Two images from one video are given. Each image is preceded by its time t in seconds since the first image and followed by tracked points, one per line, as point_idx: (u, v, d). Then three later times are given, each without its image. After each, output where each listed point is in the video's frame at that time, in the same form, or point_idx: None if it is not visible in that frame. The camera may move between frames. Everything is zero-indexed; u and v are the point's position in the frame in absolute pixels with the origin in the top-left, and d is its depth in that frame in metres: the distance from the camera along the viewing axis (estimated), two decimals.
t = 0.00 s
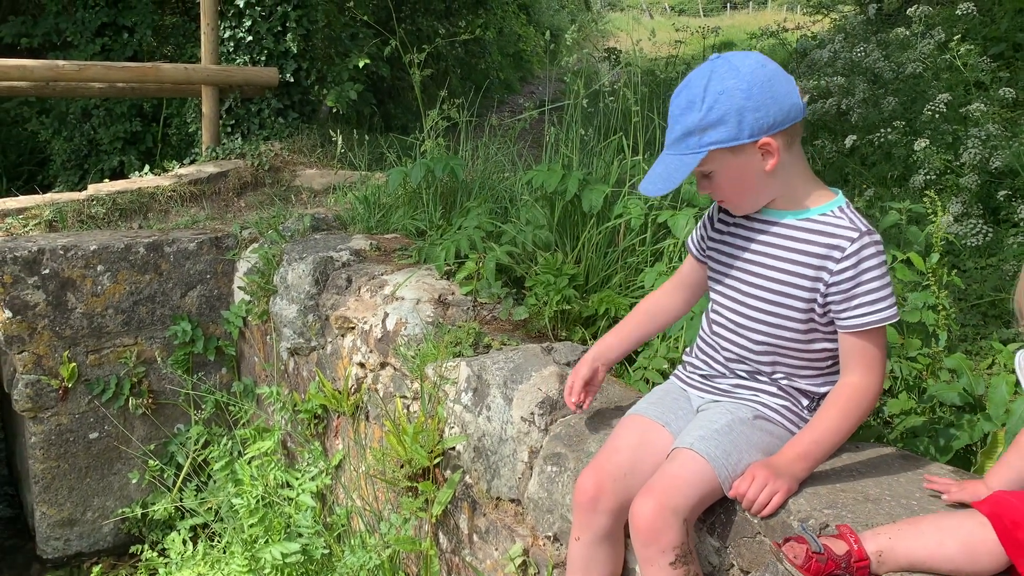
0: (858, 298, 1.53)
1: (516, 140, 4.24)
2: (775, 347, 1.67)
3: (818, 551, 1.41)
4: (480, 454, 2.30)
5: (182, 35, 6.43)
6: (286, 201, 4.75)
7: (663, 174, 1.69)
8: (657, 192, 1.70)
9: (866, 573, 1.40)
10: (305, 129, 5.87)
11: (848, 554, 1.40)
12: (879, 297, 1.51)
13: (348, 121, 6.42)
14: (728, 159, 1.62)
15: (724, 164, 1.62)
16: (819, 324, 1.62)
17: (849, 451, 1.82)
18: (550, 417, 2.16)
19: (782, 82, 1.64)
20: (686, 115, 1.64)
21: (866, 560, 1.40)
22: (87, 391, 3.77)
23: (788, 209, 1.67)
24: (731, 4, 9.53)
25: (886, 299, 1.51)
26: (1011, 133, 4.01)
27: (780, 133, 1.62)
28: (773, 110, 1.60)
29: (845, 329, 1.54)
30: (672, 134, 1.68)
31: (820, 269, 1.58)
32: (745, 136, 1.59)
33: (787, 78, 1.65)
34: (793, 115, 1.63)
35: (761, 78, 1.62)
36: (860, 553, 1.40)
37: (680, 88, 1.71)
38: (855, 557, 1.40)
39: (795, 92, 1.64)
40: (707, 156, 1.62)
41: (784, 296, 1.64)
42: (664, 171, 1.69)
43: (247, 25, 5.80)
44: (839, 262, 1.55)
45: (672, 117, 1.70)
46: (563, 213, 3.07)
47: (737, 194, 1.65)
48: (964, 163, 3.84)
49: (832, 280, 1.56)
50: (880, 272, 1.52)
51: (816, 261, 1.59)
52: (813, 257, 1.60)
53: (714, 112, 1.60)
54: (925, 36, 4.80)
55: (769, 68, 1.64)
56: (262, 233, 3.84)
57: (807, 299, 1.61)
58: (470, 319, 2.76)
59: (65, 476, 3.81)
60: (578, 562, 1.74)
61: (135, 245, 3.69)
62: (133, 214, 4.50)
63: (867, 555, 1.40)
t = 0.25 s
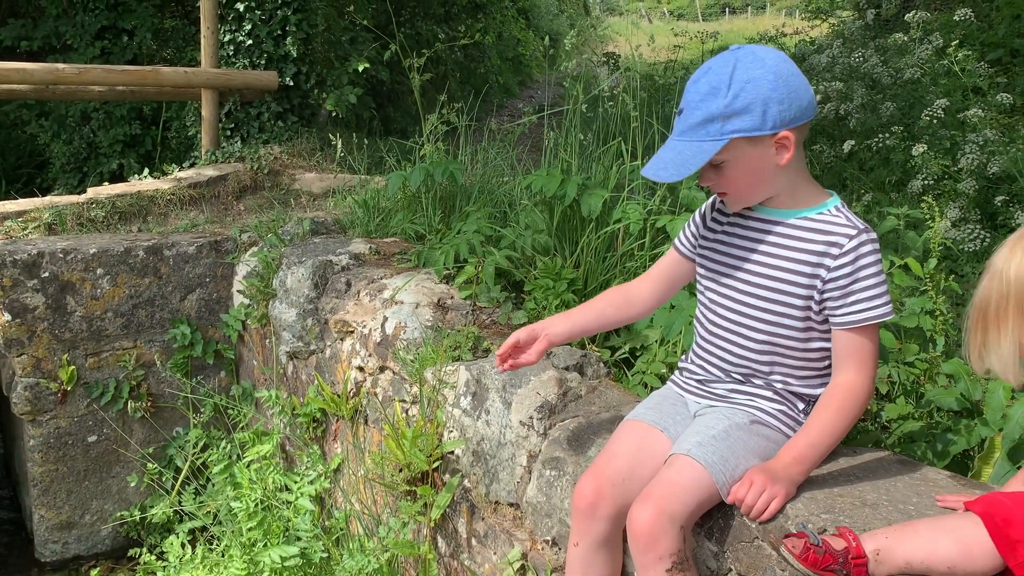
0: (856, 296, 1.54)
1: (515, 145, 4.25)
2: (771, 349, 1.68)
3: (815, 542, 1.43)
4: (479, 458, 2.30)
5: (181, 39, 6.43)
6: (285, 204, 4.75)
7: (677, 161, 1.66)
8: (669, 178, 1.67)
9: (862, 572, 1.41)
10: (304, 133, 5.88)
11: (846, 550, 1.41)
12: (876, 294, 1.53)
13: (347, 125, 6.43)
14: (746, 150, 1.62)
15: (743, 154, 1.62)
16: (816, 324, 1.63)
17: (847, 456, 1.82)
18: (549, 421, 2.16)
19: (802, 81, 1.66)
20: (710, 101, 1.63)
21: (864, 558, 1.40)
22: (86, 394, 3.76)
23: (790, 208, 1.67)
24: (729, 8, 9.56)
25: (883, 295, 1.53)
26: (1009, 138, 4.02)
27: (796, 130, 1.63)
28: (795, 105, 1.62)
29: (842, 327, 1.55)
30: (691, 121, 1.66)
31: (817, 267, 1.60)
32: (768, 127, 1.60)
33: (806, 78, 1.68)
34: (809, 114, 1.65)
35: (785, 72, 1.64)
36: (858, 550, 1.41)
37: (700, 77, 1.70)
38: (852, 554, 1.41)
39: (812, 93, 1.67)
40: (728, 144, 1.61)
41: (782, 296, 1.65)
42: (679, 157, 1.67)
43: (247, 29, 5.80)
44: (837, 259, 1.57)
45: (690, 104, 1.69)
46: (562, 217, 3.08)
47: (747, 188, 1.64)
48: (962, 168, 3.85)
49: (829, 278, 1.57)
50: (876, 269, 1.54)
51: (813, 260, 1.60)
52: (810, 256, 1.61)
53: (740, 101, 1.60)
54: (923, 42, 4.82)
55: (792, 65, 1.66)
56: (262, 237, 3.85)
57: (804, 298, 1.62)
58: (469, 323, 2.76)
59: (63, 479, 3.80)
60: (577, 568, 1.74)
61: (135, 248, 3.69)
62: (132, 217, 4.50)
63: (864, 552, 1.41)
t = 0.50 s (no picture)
0: (855, 300, 1.55)
1: (516, 149, 4.26)
2: (772, 353, 1.69)
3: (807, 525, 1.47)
4: (479, 462, 2.31)
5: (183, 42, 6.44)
6: (286, 208, 4.77)
7: (687, 164, 1.65)
8: (677, 181, 1.65)
9: (852, 562, 1.44)
10: (306, 136, 5.89)
11: (834, 536, 1.44)
12: (876, 299, 1.54)
13: (348, 128, 6.45)
14: (755, 153, 1.62)
15: (752, 157, 1.62)
16: (816, 328, 1.64)
17: (846, 460, 1.83)
18: (549, 425, 2.17)
19: (808, 86, 1.68)
20: (720, 104, 1.63)
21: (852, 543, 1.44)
22: (87, 396, 3.77)
23: (792, 213, 1.68)
24: (730, 13, 9.58)
25: (883, 300, 1.54)
26: (1009, 144, 4.03)
27: (802, 133, 1.64)
28: (802, 110, 1.63)
29: (843, 332, 1.56)
30: (700, 124, 1.66)
31: (817, 271, 1.61)
32: (777, 131, 1.61)
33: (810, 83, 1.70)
34: (813, 119, 1.67)
35: (793, 77, 1.65)
36: (847, 536, 1.44)
37: (707, 80, 1.70)
38: (840, 539, 1.44)
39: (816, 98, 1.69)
40: (739, 147, 1.61)
41: (782, 300, 1.66)
42: (688, 160, 1.66)
43: (249, 33, 5.83)
44: (838, 264, 1.58)
45: (699, 107, 1.68)
46: (563, 222, 3.09)
47: (754, 191, 1.65)
48: (962, 174, 3.86)
49: (830, 282, 1.58)
50: (877, 273, 1.55)
51: (813, 264, 1.61)
52: (810, 260, 1.62)
53: (752, 104, 1.61)
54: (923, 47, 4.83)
55: (798, 70, 1.68)
56: (263, 240, 3.86)
57: (804, 302, 1.63)
58: (470, 327, 2.77)
59: (64, 481, 3.81)
60: (576, 571, 1.75)
61: (137, 251, 3.70)
62: (134, 220, 4.51)
63: (853, 538, 1.45)
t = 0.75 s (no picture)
0: (858, 304, 1.55)
1: (519, 152, 4.27)
2: (775, 357, 1.69)
3: (811, 543, 1.44)
4: (482, 464, 2.31)
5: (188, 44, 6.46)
6: (291, 210, 4.78)
7: (692, 159, 1.65)
8: (683, 175, 1.65)
9: None
10: (310, 138, 5.91)
11: (841, 551, 1.42)
12: (878, 303, 1.54)
13: (353, 131, 6.46)
14: (760, 149, 1.62)
15: (757, 153, 1.62)
16: (819, 332, 1.64)
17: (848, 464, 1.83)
18: (552, 427, 2.17)
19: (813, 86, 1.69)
20: (727, 100, 1.64)
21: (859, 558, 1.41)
22: (90, 397, 3.78)
23: (794, 214, 1.67)
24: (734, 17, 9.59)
25: (885, 304, 1.54)
26: (1013, 149, 4.03)
27: (807, 132, 1.65)
28: (808, 108, 1.64)
29: (847, 336, 1.56)
30: (707, 119, 1.66)
31: (819, 275, 1.61)
32: (783, 127, 1.61)
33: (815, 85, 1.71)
34: (818, 119, 1.68)
35: (799, 76, 1.66)
36: (853, 551, 1.41)
37: (714, 78, 1.70)
38: (847, 555, 1.41)
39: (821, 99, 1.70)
40: (745, 142, 1.61)
41: (785, 304, 1.66)
42: (693, 155, 1.65)
43: (254, 36, 5.82)
44: (840, 268, 1.58)
45: (705, 103, 1.69)
46: (566, 224, 3.10)
47: (757, 190, 1.64)
48: (966, 179, 3.86)
49: (832, 286, 1.58)
50: (879, 277, 1.55)
51: (816, 268, 1.61)
52: (812, 264, 1.62)
53: (759, 100, 1.61)
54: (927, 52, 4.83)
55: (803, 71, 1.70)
56: (267, 242, 3.87)
57: (807, 306, 1.63)
58: (473, 329, 2.78)
59: (67, 482, 3.82)
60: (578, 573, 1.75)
61: (141, 252, 3.71)
62: (139, 221, 4.52)
63: (859, 553, 1.41)
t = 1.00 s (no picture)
0: (865, 300, 1.55)
1: (525, 153, 4.27)
2: (782, 356, 1.69)
3: (818, 540, 1.44)
4: (487, 464, 2.31)
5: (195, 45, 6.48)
6: (296, 211, 4.79)
7: (689, 168, 1.68)
8: (680, 185, 1.69)
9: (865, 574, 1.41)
10: (316, 139, 5.93)
11: (847, 549, 1.42)
12: (885, 298, 1.53)
13: (358, 132, 6.48)
14: (755, 154, 1.63)
15: (752, 159, 1.64)
16: (826, 331, 1.64)
17: (854, 465, 1.83)
18: (557, 427, 2.17)
19: (808, 86, 1.68)
20: (718, 108, 1.65)
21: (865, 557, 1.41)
22: (97, 396, 3.79)
23: (798, 212, 1.68)
24: (740, 19, 9.60)
25: (893, 299, 1.54)
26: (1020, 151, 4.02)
27: (804, 133, 1.65)
28: (802, 109, 1.64)
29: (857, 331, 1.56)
30: (701, 127, 1.68)
31: (825, 273, 1.61)
32: (776, 131, 1.62)
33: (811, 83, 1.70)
34: (816, 118, 1.68)
35: (791, 77, 1.66)
36: (859, 549, 1.41)
37: (707, 85, 1.72)
38: (853, 553, 1.41)
39: (818, 97, 1.69)
40: (738, 149, 1.63)
41: (793, 302, 1.66)
42: (689, 164, 1.68)
43: (260, 36, 5.87)
44: (847, 264, 1.58)
45: (699, 111, 1.71)
46: (571, 225, 3.10)
47: (757, 193, 1.66)
48: (972, 181, 3.85)
49: (840, 283, 1.58)
50: (887, 272, 1.55)
51: (822, 266, 1.61)
52: (819, 262, 1.62)
53: (749, 106, 1.62)
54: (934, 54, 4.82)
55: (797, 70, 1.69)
56: (273, 242, 3.88)
57: (814, 304, 1.63)
58: (478, 329, 2.78)
59: (73, 481, 3.83)
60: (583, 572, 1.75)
61: (147, 252, 3.72)
62: (145, 221, 4.54)
63: (865, 551, 1.41)
